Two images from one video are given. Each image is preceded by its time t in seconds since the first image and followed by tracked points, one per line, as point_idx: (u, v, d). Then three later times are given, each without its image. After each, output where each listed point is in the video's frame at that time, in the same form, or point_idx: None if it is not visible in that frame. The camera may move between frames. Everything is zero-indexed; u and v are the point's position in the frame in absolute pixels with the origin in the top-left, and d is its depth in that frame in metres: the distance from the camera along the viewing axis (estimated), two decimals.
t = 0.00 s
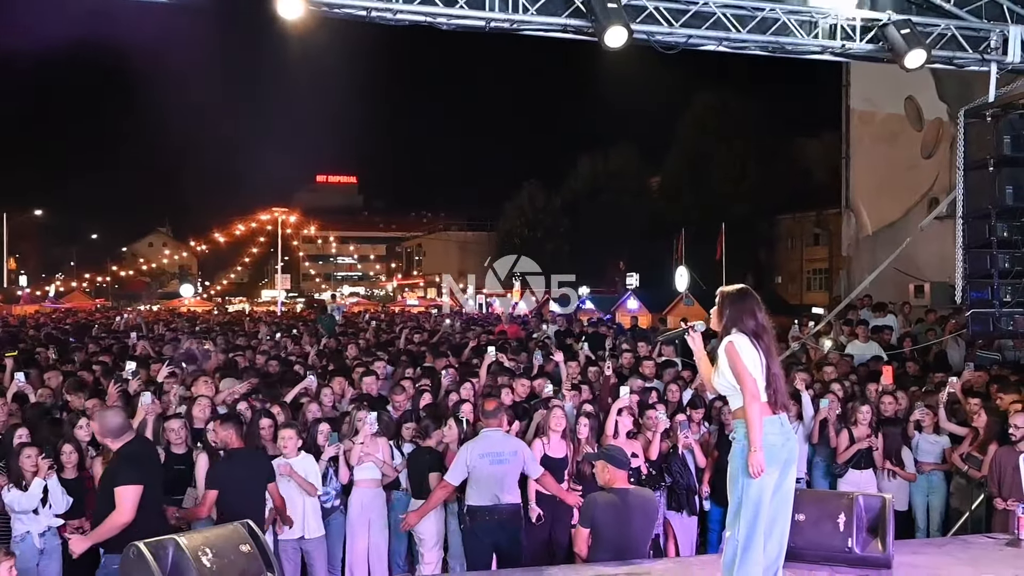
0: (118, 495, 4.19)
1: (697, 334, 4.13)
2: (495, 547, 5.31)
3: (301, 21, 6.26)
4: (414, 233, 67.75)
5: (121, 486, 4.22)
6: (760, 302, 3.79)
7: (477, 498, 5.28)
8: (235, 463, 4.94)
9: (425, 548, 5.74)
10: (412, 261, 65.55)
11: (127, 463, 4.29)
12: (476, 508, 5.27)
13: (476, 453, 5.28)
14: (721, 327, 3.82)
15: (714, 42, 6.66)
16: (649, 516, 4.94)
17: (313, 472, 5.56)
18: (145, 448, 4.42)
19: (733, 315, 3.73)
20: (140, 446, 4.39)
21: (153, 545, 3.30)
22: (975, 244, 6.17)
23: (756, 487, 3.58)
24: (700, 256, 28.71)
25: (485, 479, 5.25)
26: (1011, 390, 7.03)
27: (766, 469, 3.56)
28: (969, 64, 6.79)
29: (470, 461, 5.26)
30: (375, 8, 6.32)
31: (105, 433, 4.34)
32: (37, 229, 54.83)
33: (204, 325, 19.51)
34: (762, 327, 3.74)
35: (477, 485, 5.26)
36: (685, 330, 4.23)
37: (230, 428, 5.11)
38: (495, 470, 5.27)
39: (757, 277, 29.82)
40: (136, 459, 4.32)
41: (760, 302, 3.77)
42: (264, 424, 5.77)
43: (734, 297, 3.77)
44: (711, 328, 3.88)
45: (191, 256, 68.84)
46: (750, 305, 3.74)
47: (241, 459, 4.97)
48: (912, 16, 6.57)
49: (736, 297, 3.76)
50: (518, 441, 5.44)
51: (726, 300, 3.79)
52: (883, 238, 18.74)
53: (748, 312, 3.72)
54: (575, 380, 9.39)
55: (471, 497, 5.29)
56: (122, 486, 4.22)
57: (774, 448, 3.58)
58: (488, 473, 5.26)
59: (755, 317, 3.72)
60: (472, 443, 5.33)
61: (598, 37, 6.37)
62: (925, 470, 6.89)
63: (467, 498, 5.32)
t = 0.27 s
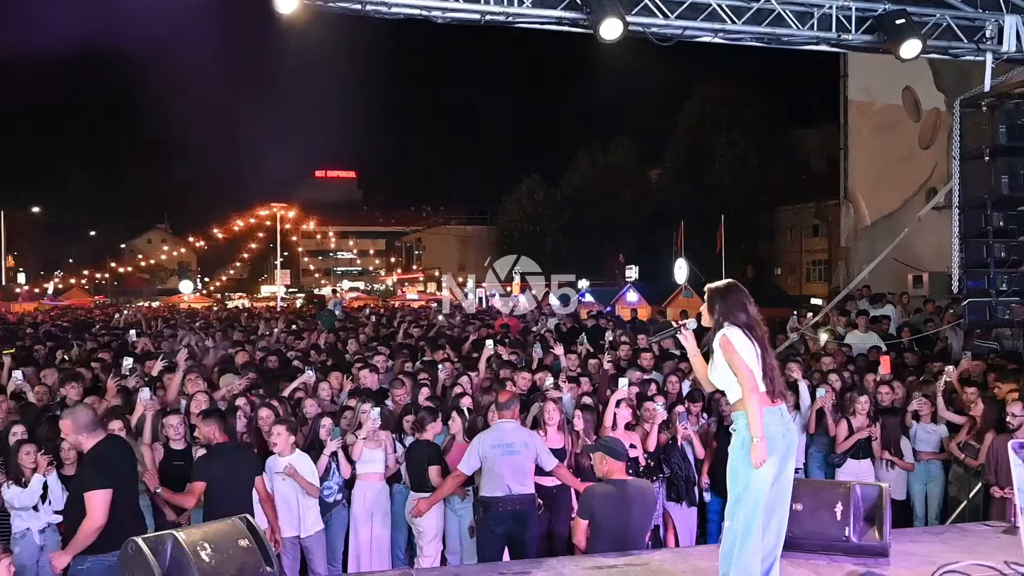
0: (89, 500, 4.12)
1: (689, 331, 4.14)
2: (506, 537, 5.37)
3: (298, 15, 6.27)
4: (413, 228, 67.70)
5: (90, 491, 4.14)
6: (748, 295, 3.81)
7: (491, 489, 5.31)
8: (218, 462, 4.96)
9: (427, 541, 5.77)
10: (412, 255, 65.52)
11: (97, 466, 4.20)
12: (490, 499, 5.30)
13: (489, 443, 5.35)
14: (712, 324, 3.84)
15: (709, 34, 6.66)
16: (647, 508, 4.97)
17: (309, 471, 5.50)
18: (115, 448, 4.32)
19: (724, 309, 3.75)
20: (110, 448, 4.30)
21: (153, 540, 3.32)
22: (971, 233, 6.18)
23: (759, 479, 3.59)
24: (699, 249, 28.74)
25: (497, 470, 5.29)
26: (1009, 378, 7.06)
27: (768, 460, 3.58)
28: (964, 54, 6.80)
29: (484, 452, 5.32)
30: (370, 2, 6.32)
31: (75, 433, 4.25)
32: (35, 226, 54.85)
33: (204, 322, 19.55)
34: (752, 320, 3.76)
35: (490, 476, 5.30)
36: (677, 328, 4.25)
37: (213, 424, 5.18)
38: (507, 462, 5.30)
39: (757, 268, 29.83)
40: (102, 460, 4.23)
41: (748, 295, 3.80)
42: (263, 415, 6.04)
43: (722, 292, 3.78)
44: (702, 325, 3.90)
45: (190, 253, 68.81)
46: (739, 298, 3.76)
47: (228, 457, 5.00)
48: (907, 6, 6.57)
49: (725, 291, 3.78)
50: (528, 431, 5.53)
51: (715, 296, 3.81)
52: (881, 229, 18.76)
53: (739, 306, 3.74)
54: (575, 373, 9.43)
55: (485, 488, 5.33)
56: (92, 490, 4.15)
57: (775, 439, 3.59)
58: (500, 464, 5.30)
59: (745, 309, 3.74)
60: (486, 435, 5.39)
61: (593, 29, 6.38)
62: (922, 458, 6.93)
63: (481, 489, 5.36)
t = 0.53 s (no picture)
0: (54, 498, 4.07)
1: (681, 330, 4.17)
2: (515, 525, 5.41)
3: (290, 7, 6.25)
4: (411, 220, 67.58)
5: (56, 487, 4.10)
6: (736, 289, 3.85)
7: (501, 477, 5.39)
8: (221, 462, 4.94)
9: (427, 532, 5.79)
10: (409, 248, 65.44)
11: (64, 462, 4.14)
12: (501, 486, 5.38)
13: (499, 432, 5.42)
14: (702, 320, 3.86)
15: (704, 24, 6.64)
16: (642, 495, 4.99)
17: (306, 465, 5.48)
18: (86, 442, 4.28)
19: (713, 304, 3.78)
20: (78, 444, 4.23)
21: (150, 533, 3.33)
22: (966, 222, 6.20)
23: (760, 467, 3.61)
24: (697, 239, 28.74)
25: (507, 458, 5.37)
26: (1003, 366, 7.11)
27: (767, 449, 3.59)
28: (959, 43, 6.78)
29: (497, 440, 5.41)
30: None
31: (48, 424, 4.21)
32: (32, 220, 54.71)
33: (202, 316, 19.54)
34: (742, 313, 3.78)
35: (501, 464, 5.39)
36: (669, 327, 4.28)
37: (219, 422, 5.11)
38: (519, 450, 5.38)
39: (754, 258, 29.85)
40: (71, 455, 4.18)
41: (735, 290, 3.83)
42: (266, 406, 6.00)
43: (709, 286, 3.82)
44: (692, 321, 3.92)
45: (188, 247, 68.70)
46: (727, 292, 3.80)
47: (232, 456, 4.99)
48: None
49: (713, 287, 3.81)
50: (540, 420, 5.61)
51: (703, 292, 3.84)
52: (878, 218, 18.78)
53: (727, 300, 3.77)
54: (573, 363, 9.45)
55: (496, 476, 5.42)
56: (57, 487, 4.11)
57: (774, 428, 3.61)
58: (510, 452, 5.37)
59: (734, 303, 3.78)
60: (497, 424, 5.47)
61: (588, 20, 6.36)
62: (918, 447, 6.94)
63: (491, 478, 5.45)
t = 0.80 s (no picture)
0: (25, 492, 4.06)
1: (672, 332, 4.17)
2: (518, 519, 5.43)
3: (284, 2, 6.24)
4: (409, 215, 67.49)
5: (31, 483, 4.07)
6: (724, 288, 3.86)
7: (504, 471, 5.42)
8: (227, 457, 4.91)
9: (423, 527, 5.81)
10: (407, 243, 65.37)
11: (42, 457, 4.13)
12: (504, 480, 5.40)
13: (504, 426, 5.45)
14: (692, 321, 3.87)
15: (700, 18, 6.64)
16: (639, 489, 4.99)
17: (304, 461, 5.48)
18: (66, 437, 4.24)
19: (702, 304, 3.78)
20: (55, 440, 4.19)
21: (147, 529, 3.34)
22: (962, 216, 6.21)
23: (759, 461, 3.62)
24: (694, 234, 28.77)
25: (511, 451, 5.40)
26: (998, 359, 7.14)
27: (767, 444, 3.60)
28: (955, 36, 6.79)
29: (502, 433, 5.44)
30: None
31: (41, 415, 4.24)
32: (28, 217, 54.53)
33: (199, 312, 19.53)
34: (731, 311, 3.79)
35: (505, 458, 5.41)
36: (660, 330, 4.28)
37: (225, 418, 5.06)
38: (524, 443, 5.40)
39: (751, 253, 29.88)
40: (50, 449, 4.16)
41: (724, 288, 3.85)
42: (264, 402, 6.01)
43: (696, 287, 3.83)
44: (683, 322, 3.92)
45: (185, 243, 68.59)
46: (715, 291, 3.80)
47: (237, 452, 4.95)
48: None
49: (702, 287, 3.82)
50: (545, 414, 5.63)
51: (691, 293, 3.84)
52: (875, 212, 18.79)
53: (717, 299, 3.78)
54: (570, 358, 9.46)
55: (499, 469, 5.44)
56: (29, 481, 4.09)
57: (773, 422, 3.62)
58: (514, 446, 5.40)
59: (723, 302, 3.79)
60: (502, 417, 5.50)
61: (583, 14, 6.35)
62: (915, 440, 6.99)
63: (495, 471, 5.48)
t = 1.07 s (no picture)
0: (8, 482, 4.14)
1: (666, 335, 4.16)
2: (518, 515, 5.43)
3: None
4: (407, 213, 67.46)
5: (17, 472, 4.13)
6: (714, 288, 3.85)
7: (507, 467, 5.42)
8: (216, 459, 4.90)
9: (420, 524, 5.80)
10: (405, 241, 65.36)
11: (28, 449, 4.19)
12: (506, 476, 5.40)
13: (506, 423, 5.45)
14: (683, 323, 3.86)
15: (696, 15, 6.63)
16: (634, 486, 4.98)
17: (304, 459, 5.49)
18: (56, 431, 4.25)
19: (693, 305, 3.77)
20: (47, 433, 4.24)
21: (145, 526, 3.32)
22: (960, 212, 6.22)
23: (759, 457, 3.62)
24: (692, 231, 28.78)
25: (514, 448, 5.40)
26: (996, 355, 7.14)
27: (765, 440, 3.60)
28: (952, 32, 6.78)
29: (504, 430, 5.44)
30: None
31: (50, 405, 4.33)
32: (25, 215, 54.45)
33: (197, 309, 19.52)
34: (722, 311, 3.78)
35: (507, 454, 5.40)
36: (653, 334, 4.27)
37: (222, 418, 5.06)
38: (525, 440, 5.40)
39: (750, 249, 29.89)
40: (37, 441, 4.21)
41: (713, 288, 3.84)
42: (262, 400, 6.00)
43: (687, 289, 3.81)
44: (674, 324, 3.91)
45: (182, 241, 68.54)
46: (706, 292, 3.79)
47: (229, 454, 4.95)
48: None
49: (691, 289, 3.81)
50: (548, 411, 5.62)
51: (681, 296, 3.83)
52: (873, 208, 18.80)
53: (708, 299, 3.77)
54: (568, 355, 9.47)
55: (502, 466, 5.43)
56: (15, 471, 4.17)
57: (772, 418, 3.63)
58: (517, 442, 5.40)
59: (714, 302, 3.78)
60: (504, 414, 5.50)
61: (579, 11, 6.34)
62: (913, 436, 6.98)
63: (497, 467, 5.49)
